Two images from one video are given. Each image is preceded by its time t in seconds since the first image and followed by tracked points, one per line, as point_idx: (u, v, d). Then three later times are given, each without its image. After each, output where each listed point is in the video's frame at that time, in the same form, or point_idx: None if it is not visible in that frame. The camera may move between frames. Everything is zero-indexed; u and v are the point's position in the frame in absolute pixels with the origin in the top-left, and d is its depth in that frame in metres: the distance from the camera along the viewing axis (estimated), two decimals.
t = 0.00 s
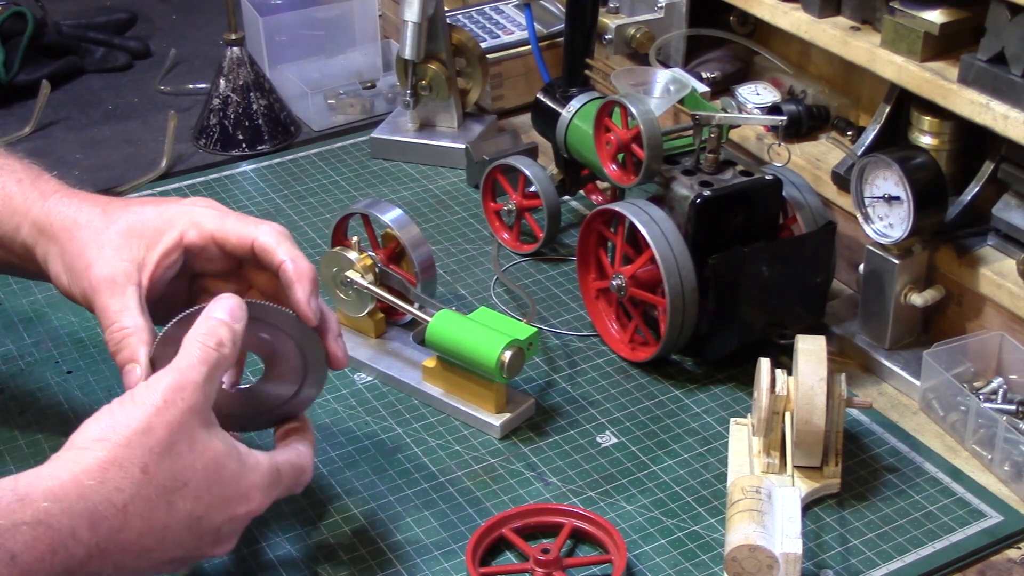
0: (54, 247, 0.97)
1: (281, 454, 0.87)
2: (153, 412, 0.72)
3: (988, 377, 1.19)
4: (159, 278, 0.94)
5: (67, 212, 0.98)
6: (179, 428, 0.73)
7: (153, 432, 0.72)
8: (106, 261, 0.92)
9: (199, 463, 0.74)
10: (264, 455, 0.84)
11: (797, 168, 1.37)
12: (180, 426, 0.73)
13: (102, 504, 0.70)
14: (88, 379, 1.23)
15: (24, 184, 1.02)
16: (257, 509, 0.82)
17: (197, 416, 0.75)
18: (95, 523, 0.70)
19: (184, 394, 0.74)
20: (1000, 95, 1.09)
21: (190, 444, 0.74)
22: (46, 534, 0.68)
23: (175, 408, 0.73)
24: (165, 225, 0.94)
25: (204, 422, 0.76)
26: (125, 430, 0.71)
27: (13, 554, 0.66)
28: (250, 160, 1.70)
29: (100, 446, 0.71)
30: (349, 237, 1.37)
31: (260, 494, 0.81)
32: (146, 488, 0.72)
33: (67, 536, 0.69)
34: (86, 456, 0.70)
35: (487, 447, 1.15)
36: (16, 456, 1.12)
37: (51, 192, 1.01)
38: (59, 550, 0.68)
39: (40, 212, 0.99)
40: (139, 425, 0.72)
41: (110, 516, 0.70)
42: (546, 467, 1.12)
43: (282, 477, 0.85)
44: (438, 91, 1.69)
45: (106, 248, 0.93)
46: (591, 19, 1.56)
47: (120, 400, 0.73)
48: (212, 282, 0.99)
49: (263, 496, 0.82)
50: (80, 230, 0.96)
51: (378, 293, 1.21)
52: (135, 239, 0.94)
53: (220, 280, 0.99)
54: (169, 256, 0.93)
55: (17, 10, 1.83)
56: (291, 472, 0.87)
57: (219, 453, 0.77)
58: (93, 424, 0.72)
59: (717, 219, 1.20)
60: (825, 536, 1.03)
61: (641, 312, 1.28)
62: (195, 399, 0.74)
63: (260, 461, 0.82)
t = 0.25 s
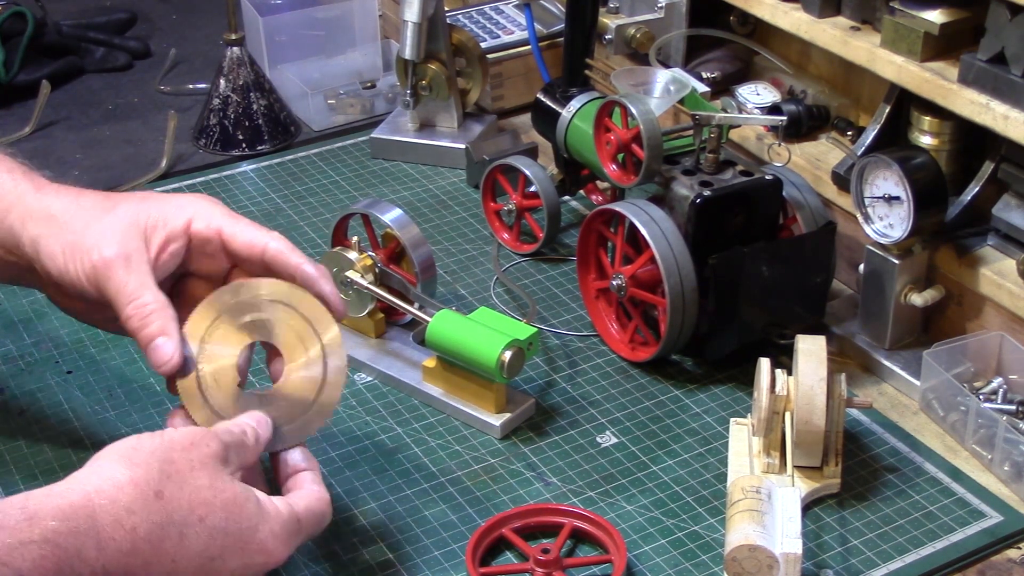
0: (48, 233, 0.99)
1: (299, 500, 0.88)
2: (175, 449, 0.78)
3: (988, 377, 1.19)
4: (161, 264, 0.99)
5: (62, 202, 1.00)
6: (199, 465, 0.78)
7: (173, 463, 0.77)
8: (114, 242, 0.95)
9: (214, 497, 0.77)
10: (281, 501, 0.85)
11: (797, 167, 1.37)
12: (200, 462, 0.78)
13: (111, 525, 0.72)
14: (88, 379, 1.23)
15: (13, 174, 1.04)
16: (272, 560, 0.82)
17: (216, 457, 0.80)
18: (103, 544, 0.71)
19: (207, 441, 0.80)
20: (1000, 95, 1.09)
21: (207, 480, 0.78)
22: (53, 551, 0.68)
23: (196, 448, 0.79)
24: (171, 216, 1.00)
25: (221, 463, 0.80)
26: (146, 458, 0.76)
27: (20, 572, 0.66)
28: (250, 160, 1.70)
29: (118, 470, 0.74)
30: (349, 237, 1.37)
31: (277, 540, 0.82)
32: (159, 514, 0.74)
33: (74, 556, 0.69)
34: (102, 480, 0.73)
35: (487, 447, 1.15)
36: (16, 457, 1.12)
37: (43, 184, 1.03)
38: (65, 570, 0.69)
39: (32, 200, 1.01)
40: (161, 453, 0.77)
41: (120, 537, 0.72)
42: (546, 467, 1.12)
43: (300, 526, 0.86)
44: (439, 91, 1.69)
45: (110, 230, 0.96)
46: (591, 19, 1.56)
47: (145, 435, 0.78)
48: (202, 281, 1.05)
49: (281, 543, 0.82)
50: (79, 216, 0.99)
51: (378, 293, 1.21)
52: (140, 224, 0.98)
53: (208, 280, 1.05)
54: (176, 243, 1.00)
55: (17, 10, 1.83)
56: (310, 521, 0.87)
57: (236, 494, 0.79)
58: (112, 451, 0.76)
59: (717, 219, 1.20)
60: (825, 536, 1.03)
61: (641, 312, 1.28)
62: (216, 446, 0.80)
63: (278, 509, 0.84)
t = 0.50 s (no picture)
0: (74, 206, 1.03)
1: (304, 497, 0.89)
2: (180, 445, 0.79)
3: (988, 377, 1.19)
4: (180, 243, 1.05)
5: (87, 182, 1.06)
6: (204, 462, 0.80)
7: (177, 458, 0.78)
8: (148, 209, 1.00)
9: (219, 491, 0.79)
10: (286, 499, 0.86)
11: (797, 167, 1.37)
12: (204, 458, 0.80)
13: (113, 517, 0.74)
14: (88, 379, 1.23)
15: (29, 164, 1.10)
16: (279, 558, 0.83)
17: (220, 453, 0.81)
18: (105, 536, 0.73)
19: (212, 439, 0.82)
20: (1000, 94, 1.09)
21: (211, 475, 0.79)
22: (58, 543, 0.71)
23: (201, 444, 0.80)
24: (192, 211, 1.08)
25: (225, 460, 0.81)
26: (151, 452, 0.78)
27: (26, 565, 0.69)
28: (250, 160, 1.70)
29: (122, 464, 0.76)
30: (349, 236, 1.37)
31: (281, 536, 0.83)
32: (162, 507, 0.76)
33: (78, 547, 0.72)
34: (106, 474, 0.75)
35: (487, 447, 1.15)
36: (16, 456, 1.12)
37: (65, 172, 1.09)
38: (70, 561, 0.71)
39: (57, 182, 1.06)
40: (166, 448, 0.78)
41: (122, 529, 0.74)
42: (546, 467, 1.12)
43: (306, 524, 0.87)
44: (438, 91, 1.69)
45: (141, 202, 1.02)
46: (591, 19, 1.56)
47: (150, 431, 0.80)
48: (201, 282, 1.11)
49: (285, 540, 0.83)
50: (110, 191, 1.04)
51: (378, 292, 1.21)
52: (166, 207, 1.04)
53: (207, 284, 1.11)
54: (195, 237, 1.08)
55: (17, 10, 1.83)
56: (315, 518, 0.88)
57: (241, 490, 0.81)
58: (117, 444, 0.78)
59: (717, 219, 1.20)
60: (825, 536, 1.03)
61: (641, 312, 1.28)
62: (221, 443, 0.82)
63: (284, 505, 0.85)
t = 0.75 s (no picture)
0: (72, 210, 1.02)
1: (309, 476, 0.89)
2: (177, 429, 0.81)
3: (988, 377, 1.19)
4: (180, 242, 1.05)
5: (80, 184, 1.05)
6: (201, 444, 0.81)
7: (174, 441, 0.80)
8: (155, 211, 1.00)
9: (218, 471, 0.80)
10: (289, 479, 0.87)
11: (797, 168, 1.37)
12: (201, 440, 0.81)
13: (112, 497, 0.74)
14: (89, 379, 1.23)
15: (12, 167, 1.07)
16: (283, 537, 0.84)
17: (218, 437, 0.82)
18: (103, 516, 0.73)
19: (210, 424, 0.83)
20: (1000, 95, 1.09)
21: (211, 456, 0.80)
22: (58, 524, 0.71)
23: (199, 428, 0.81)
24: (189, 202, 1.07)
25: (223, 443, 0.83)
26: (148, 436, 0.79)
27: (28, 547, 0.68)
28: (250, 160, 1.70)
29: (120, 447, 0.77)
30: (349, 236, 1.37)
31: (284, 513, 0.83)
32: (161, 487, 0.76)
33: (78, 528, 0.72)
34: (103, 457, 0.76)
35: (487, 447, 1.15)
36: (16, 457, 1.12)
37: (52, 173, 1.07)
38: (70, 543, 0.71)
39: (47, 184, 1.05)
40: (163, 432, 0.79)
41: (120, 509, 0.74)
42: (546, 467, 1.12)
43: (311, 502, 0.88)
44: (438, 91, 1.69)
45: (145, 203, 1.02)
46: (591, 18, 1.56)
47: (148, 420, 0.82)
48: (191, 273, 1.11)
49: (288, 517, 0.84)
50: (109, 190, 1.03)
51: (378, 293, 1.21)
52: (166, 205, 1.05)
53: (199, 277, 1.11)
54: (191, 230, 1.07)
55: (17, 10, 1.83)
56: (321, 493, 0.89)
57: (240, 470, 0.82)
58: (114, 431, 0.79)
59: (717, 219, 1.20)
60: (825, 536, 1.03)
61: (641, 312, 1.28)
62: (219, 428, 0.83)
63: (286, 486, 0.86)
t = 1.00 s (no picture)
0: (66, 273, 1.03)
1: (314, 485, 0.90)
2: (191, 443, 0.80)
3: (988, 377, 1.19)
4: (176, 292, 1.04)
5: (70, 242, 1.04)
6: (214, 458, 0.81)
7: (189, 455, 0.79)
8: (144, 270, 0.99)
9: (231, 485, 0.80)
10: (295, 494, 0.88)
11: (797, 168, 1.37)
12: (214, 455, 0.81)
13: (128, 506, 0.73)
14: (89, 379, 1.23)
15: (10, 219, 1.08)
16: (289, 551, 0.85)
17: (230, 452, 0.82)
18: (120, 525, 0.72)
19: (221, 439, 0.83)
20: (1000, 95, 1.09)
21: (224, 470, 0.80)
22: (75, 531, 0.69)
23: (211, 443, 0.81)
24: (180, 244, 1.05)
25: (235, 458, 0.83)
26: (163, 448, 0.78)
27: (47, 552, 0.67)
28: (250, 160, 1.70)
29: (136, 458, 0.76)
30: (349, 236, 1.37)
31: (292, 529, 0.84)
32: (178, 497, 0.76)
33: (94, 535, 0.70)
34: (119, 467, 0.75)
35: (487, 447, 1.15)
36: (15, 457, 1.12)
37: (44, 227, 1.07)
38: (86, 551, 0.69)
39: (39, 243, 1.05)
40: (177, 446, 0.79)
41: (137, 517, 0.73)
42: (546, 467, 1.12)
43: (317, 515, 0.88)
44: (439, 91, 1.69)
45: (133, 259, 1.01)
46: (591, 18, 1.56)
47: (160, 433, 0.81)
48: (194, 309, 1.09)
49: (296, 533, 0.85)
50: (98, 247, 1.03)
51: (378, 293, 1.21)
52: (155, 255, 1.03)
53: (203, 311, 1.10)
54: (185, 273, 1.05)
55: (16, 10, 1.84)
56: (327, 505, 0.90)
57: (251, 485, 0.82)
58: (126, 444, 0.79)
59: (717, 219, 1.20)
60: (825, 536, 1.03)
61: (641, 312, 1.28)
62: (231, 443, 0.83)
63: (292, 503, 0.86)
